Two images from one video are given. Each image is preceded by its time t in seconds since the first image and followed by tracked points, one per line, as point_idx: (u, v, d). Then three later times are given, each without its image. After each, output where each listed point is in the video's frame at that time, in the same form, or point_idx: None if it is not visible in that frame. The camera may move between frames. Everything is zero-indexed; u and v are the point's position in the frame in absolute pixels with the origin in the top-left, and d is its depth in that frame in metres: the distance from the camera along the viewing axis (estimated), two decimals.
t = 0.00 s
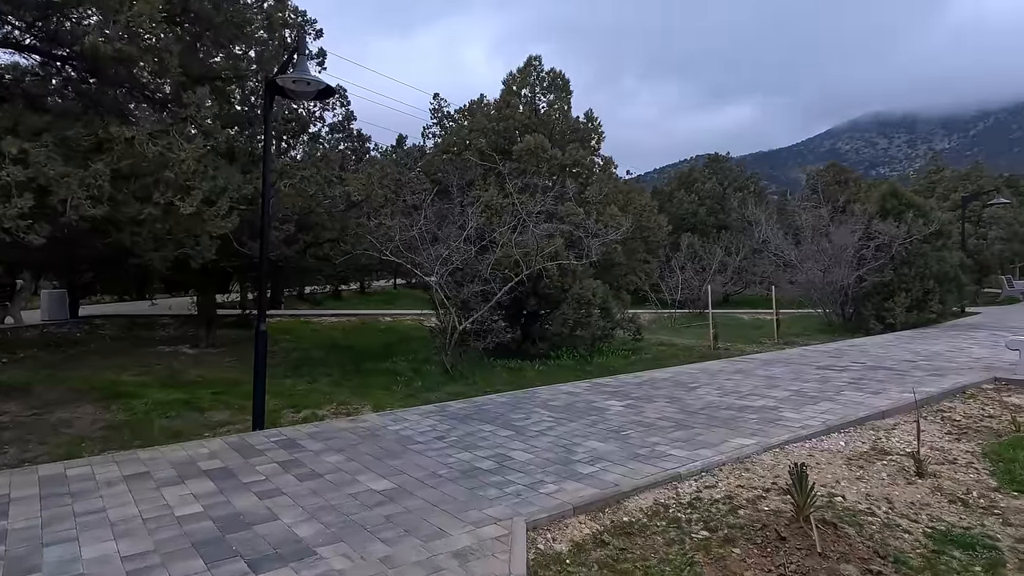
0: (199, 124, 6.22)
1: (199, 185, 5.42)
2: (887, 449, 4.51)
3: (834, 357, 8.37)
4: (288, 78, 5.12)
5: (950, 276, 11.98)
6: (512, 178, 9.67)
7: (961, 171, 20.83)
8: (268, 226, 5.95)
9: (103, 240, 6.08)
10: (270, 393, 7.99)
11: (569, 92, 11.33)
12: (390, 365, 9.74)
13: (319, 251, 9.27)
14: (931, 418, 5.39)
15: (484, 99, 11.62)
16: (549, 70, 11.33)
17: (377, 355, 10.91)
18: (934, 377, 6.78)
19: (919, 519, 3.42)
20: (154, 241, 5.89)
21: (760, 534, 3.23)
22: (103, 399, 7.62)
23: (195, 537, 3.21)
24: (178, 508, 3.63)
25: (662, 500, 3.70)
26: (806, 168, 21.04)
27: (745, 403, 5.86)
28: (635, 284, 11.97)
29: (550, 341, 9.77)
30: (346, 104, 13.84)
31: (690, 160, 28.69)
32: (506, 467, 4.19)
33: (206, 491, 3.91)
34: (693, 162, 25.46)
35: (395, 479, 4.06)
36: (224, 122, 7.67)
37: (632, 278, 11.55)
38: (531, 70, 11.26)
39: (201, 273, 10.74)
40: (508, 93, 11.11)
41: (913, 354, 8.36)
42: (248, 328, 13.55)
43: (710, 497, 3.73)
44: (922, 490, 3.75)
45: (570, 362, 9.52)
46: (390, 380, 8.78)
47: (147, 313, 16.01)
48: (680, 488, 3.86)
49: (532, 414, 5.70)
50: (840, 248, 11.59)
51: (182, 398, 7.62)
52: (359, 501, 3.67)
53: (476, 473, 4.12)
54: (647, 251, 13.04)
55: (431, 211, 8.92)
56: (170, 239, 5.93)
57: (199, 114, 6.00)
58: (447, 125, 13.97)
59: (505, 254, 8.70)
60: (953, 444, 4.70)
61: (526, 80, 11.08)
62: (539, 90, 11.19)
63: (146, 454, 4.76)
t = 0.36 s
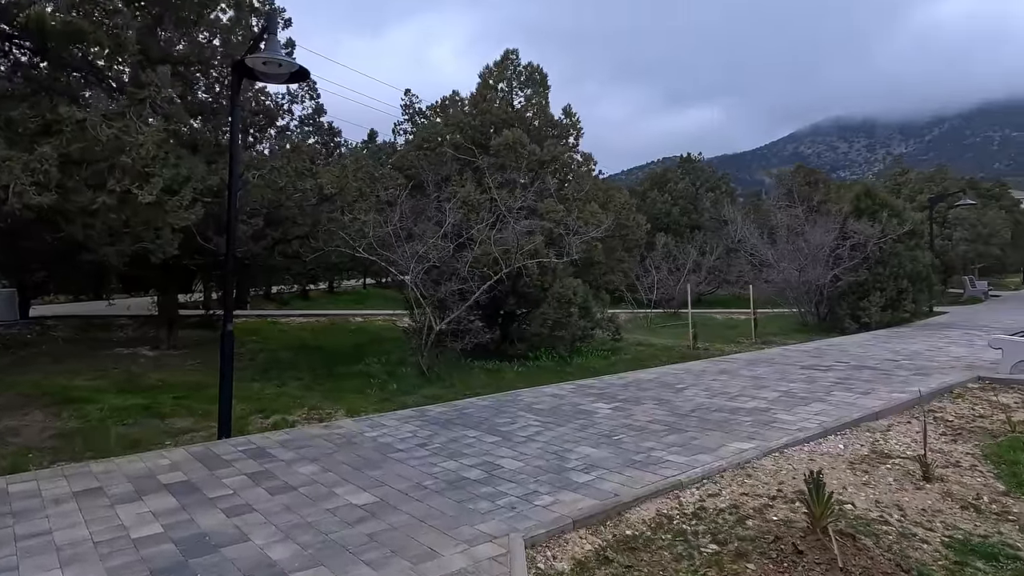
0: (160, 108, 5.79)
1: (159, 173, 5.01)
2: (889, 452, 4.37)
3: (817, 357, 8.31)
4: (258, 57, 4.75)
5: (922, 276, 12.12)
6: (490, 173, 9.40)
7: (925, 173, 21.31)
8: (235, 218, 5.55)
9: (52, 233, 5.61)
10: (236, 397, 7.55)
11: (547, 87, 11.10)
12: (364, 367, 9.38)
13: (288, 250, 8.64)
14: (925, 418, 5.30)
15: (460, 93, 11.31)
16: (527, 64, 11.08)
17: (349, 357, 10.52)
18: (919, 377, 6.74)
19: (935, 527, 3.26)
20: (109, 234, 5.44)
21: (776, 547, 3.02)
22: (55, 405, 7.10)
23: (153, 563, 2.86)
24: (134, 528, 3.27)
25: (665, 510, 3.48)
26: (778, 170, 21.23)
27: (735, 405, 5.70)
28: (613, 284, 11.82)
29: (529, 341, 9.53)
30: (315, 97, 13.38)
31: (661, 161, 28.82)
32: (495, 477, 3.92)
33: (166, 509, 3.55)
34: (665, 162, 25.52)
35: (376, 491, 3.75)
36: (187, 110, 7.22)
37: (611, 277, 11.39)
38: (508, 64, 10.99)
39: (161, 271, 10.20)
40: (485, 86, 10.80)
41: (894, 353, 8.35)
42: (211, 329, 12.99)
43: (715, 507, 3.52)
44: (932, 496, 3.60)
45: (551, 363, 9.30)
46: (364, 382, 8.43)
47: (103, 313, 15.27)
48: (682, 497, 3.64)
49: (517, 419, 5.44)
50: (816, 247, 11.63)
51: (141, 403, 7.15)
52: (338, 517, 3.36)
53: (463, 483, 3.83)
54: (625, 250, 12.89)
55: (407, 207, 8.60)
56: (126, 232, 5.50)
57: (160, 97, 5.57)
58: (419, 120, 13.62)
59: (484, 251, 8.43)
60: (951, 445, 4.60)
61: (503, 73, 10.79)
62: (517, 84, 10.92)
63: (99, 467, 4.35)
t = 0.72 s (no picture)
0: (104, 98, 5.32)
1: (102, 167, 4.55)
2: (881, 465, 4.23)
3: (792, 362, 8.25)
4: (213, 42, 4.35)
5: (888, 279, 12.27)
6: (460, 173, 9.09)
7: (884, 177, 21.77)
8: (188, 220, 5.11)
9: None
10: (190, 409, 7.07)
11: (518, 85, 10.83)
12: (329, 374, 8.96)
13: (247, 251, 8.35)
14: (909, 427, 5.21)
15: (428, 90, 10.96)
16: (497, 61, 10.79)
17: (313, 363, 10.08)
18: (896, 382, 6.70)
19: (942, 549, 3.10)
20: (46, 234, 4.95)
21: None
22: None
23: None
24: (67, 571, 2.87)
25: (660, 536, 3.24)
26: (743, 173, 21.44)
27: (718, 414, 5.53)
28: (585, 287, 11.63)
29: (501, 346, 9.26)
30: (275, 92, 12.84)
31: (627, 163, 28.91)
32: (475, 501, 3.63)
33: (106, 545, 3.15)
34: (632, 163, 25.51)
35: (345, 520, 3.43)
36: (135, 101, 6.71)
37: (584, 280, 11.21)
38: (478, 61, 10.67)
39: (109, 274, 9.58)
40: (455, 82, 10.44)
41: (866, 357, 8.35)
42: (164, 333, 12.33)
43: (712, 530, 3.30)
44: (933, 514, 3.45)
45: (523, 369, 9.05)
46: (328, 391, 8.03)
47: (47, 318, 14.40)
48: (676, 521, 3.41)
49: (494, 432, 5.16)
50: (786, 250, 11.67)
51: (85, 417, 6.62)
52: (303, 552, 3.02)
53: (441, 509, 3.53)
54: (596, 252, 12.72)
55: (374, 207, 8.22)
56: (66, 232, 5.01)
57: (103, 85, 5.10)
58: (385, 117, 13.20)
59: (455, 254, 8.12)
60: (941, 455, 4.49)
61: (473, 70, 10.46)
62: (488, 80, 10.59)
63: (31, 495, 3.90)
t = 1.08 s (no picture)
0: (20, 72, 4.72)
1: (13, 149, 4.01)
2: (865, 474, 4.06)
3: (759, 363, 8.17)
4: (146, 10, 3.87)
5: (847, 279, 12.41)
6: (420, 167, 8.68)
7: (837, 180, 22.28)
8: (117, 210, 4.57)
9: None
10: (125, 419, 6.48)
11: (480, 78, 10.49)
12: (280, 378, 8.46)
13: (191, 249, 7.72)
14: (885, 431, 5.10)
15: (386, 81, 10.51)
16: (459, 52, 10.42)
17: (264, 366, 9.53)
18: (865, 383, 6.64)
19: (943, 567, 2.89)
20: None
21: None
22: None
23: None
24: None
25: (646, 560, 2.94)
26: (702, 174, 21.62)
27: (693, 420, 5.33)
28: (548, 287, 11.37)
29: (463, 348, 8.91)
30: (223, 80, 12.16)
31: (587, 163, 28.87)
32: (441, 524, 3.28)
33: None
34: (592, 163, 25.45)
35: (294, 549, 3.03)
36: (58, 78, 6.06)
37: (548, 280, 10.95)
38: (439, 52, 10.27)
39: (37, 271, 8.82)
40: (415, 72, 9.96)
41: (831, 358, 8.33)
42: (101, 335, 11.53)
43: (701, 551, 3.03)
44: (927, 527, 3.27)
45: (486, 372, 8.74)
46: (279, 396, 7.54)
47: None
48: (662, 542, 3.13)
49: (460, 443, 4.81)
50: (749, 251, 11.68)
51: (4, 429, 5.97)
52: None
53: (403, 534, 3.17)
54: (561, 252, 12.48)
55: (329, 201, 7.76)
56: None
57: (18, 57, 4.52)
58: (341, 110, 12.66)
59: (415, 251, 7.73)
60: (923, 460, 4.36)
61: (435, 60, 10.02)
62: (450, 72, 10.18)
63: None
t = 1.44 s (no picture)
0: None
1: None
2: (851, 483, 3.90)
3: (728, 365, 8.07)
4: None
5: (808, 280, 12.53)
6: (381, 161, 8.28)
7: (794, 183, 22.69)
8: (39, 201, 4.07)
9: None
10: (55, 431, 5.91)
11: (443, 72, 10.13)
12: (230, 384, 7.93)
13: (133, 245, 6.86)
14: (863, 436, 4.98)
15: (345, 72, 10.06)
16: (421, 44, 10.05)
17: (213, 372, 8.96)
18: (836, 385, 6.58)
19: None
20: None
21: None
22: None
23: None
24: None
25: None
26: (663, 175, 21.72)
27: (669, 426, 5.12)
28: (513, 287, 11.09)
29: (426, 352, 8.54)
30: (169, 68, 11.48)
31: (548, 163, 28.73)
32: (409, 551, 2.95)
33: None
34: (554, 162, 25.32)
35: None
36: None
37: (513, 280, 10.67)
38: (401, 44, 9.89)
39: None
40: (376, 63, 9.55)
41: (799, 359, 8.30)
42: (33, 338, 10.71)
43: None
44: (926, 541, 3.09)
45: (450, 376, 8.40)
46: (228, 404, 7.03)
47: None
48: (652, 566, 2.86)
49: (426, 455, 4.48)
50: (713, 251, 11.67)
51: None
52: None
53: (366, 565, 2.82)
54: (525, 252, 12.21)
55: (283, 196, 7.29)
56: None
57: None
58: (296, 102, 12.11)
59: (376, 250, 7.32)
60: (906, 467, 4.23)
61: (397, 51, 9.62)
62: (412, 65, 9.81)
63: None
